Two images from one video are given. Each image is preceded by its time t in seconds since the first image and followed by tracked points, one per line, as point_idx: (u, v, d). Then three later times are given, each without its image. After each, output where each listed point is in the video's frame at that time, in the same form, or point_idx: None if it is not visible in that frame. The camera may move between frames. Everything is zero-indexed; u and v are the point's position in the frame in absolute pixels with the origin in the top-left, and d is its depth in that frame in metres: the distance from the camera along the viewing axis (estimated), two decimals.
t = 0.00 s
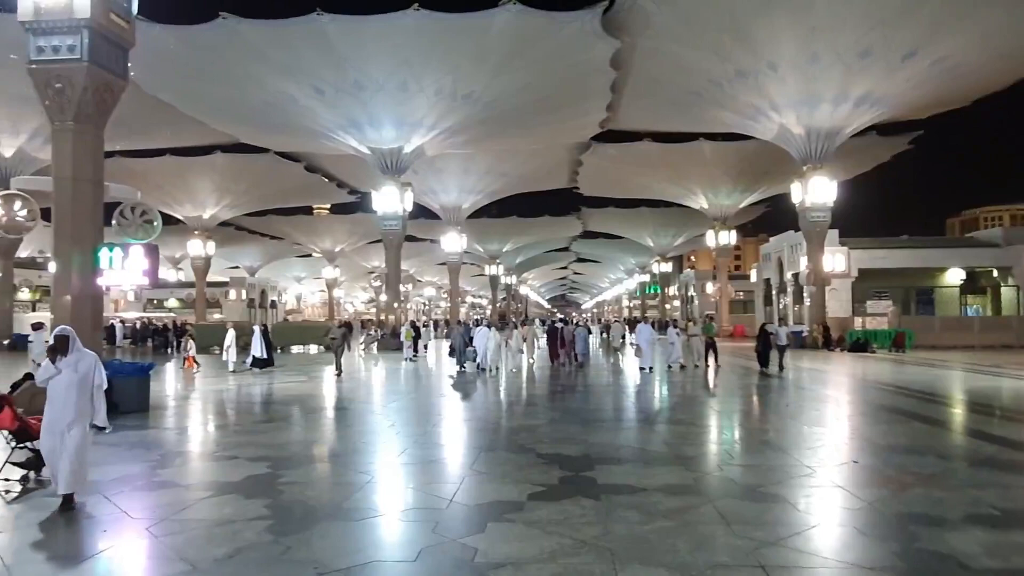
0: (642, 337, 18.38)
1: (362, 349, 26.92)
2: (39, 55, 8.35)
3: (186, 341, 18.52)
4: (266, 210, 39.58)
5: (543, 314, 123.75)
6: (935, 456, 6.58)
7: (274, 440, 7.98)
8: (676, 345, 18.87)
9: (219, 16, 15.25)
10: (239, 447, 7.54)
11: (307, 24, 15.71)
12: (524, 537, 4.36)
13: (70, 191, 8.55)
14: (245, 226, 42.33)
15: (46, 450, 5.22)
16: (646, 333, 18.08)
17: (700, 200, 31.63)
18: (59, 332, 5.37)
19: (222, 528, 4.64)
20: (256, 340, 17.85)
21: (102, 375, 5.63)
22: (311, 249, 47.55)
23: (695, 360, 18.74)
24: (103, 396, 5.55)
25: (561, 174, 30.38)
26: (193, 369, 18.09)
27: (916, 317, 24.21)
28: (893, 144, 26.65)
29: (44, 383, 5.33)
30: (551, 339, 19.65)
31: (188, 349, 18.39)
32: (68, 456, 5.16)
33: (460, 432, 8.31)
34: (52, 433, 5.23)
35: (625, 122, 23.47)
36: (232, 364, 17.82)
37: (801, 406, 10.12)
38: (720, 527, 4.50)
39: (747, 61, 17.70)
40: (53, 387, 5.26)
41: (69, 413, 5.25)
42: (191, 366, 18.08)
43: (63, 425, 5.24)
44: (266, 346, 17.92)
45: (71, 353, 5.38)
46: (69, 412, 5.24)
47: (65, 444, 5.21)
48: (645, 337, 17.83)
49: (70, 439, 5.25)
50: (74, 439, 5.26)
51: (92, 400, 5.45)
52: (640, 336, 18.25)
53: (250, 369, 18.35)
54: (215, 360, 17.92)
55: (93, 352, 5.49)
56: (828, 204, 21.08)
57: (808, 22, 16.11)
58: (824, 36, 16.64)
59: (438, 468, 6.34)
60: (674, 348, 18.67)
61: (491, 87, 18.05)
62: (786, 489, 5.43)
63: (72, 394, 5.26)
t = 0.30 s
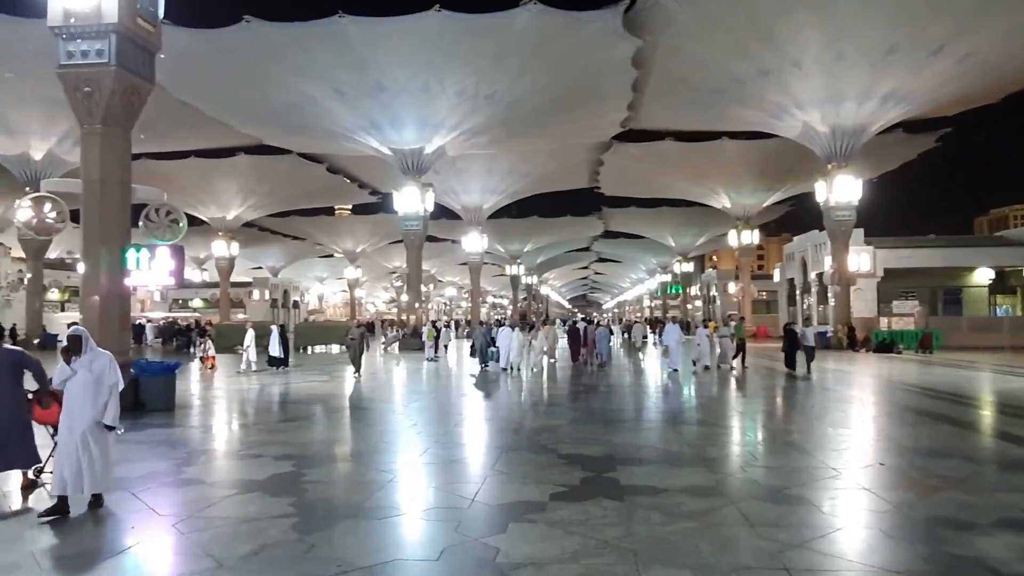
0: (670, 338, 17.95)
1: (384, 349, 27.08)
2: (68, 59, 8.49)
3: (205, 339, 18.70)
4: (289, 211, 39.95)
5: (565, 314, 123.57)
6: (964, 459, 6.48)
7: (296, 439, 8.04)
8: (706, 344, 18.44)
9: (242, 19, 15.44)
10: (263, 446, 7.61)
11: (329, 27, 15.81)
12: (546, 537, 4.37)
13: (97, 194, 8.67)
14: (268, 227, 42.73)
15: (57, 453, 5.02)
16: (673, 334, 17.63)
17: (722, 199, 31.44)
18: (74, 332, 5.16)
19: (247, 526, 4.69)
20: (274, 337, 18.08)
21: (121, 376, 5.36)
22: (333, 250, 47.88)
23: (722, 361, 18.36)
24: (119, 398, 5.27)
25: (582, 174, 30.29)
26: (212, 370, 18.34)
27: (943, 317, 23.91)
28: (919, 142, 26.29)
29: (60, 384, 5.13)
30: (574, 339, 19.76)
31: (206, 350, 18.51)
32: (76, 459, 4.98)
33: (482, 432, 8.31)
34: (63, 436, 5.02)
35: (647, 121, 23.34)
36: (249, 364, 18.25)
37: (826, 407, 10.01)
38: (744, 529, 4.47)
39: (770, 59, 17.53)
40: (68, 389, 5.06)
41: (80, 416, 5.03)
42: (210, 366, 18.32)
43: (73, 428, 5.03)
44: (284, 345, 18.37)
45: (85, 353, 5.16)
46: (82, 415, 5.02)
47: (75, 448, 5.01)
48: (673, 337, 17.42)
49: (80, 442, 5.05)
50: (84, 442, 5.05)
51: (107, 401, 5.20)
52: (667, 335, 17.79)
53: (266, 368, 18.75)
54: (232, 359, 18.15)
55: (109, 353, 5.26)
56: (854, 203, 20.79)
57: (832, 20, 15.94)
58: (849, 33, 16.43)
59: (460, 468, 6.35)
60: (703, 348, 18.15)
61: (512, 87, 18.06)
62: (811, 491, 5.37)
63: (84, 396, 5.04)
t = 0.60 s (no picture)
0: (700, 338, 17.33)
1: (405, 348, 27.21)
2: (94, 63, 8.63)
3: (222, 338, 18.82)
4: (310, 212, 40.26)
5: (585, 314, 123.38)
6: (992, 461, 6.38)
7: (318, 438, 8.11)
8: (733, 344, 18.34)
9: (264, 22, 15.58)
10: (286, 445, 7.67)
11: (349, 29, 15.89)
12: (567, 537, 4.36)
13: (124, 195, 8.86)
14: (290, 227, 43.09)
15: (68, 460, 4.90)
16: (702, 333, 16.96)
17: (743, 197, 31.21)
18: (78, 335, 5.05)
19: (270, 524, 4.73)
20: (290, 339, 18.25)
21: (126, 378, 5.33)
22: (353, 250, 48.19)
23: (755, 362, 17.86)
24: (127, 400, 5.27)
25: (602, 174, 30.20)
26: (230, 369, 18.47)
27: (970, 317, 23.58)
28: (945, 138, 25.93)
29: (65, 389, 5.02)
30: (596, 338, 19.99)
31: (223, 349, 18.60)
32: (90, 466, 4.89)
33: (502, 432, 8.33)
34: (73, 442, 4.91)
35: (667, 120, 23.22)
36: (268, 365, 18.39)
37: (850, 407, 9.91)
38: (766, 530, 4.43)
39: (792, 55, 17.36)
40: (75, 394, 4.96)
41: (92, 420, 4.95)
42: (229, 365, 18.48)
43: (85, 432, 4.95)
44: (301, 346, 18.36)
45: (91, 356, 5.08)
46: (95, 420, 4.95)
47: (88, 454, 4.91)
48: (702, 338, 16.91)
49: (93, 447, 4.97)
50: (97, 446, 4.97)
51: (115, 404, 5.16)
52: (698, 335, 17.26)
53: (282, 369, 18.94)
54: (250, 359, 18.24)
55: (112, 354, 5.18)
56: (878, 200, 20.53)
57: (855, 15, 15.76)
58: (873, 28, 16.24)
59: (480, 467, 6.36)
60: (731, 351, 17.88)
61: (531, 86, 18.06)
62: (835, 493, 5.32)
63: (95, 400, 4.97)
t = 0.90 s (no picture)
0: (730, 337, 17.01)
1: (426, 348, 27.31)
2: (121, 67, 8.74)
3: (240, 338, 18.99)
4: (331, 213, 40.56)
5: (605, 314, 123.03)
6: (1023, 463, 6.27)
7: (339, 437, 8.17)
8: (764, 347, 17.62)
9: (286, 25, 15.76)
10: (309, 444, 7.73)
11: (369, 30, 15.98)
12: (589, 536, 4.37)
13: (150, 197, 8.98)
14: (311, 228, 43.42)
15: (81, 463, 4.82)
16: (734, 333, 16.61)
17: (766, 196, 30.95)
18: (89, 334, 5.00)
19: (294, 522, 4.77)
20: (307, 339, 18.50)
21: (136, 380, 5.25)
22: (374, 250, 48.45)
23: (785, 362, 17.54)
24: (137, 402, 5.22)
25: (622, 173, 30.10)
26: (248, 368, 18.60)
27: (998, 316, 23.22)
28: (972, 135, 25.51)
29: (76, 388, 4.96)
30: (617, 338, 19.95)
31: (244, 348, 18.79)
32: (102, 468, 4.79)
33: (523, 432, 8.33)
34: (86, 444, 4.83)
35: (687, 118, 23.08)
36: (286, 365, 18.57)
37: (876, 408, 9.78)
38: (790, 532, 4.39)
39: (815, 52, 17.17)
40: (86, 395, 4.88)
41: (102, 422, 4.86)
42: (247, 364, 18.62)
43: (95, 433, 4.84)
44: (318, 346, 18.69)
45: (102, 357, 5.02)
46: (104, 420, 4.85)
47: (98, 456, 4.81)
48: (735, 339, 16.57)
49: (104, 449, 4.85)
50: (108, 450, 4.86)
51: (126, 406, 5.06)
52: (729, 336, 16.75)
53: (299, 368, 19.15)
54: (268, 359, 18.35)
55: (125, 355, 5.12)
56: (903, 198, 20.25)
57: (880, 11, 15.55)
58: (897, 24, 16.02)
59: (501, 467, 6.37)
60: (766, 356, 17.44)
61: (551, 86, 18.05)
62: (861, 494, 5.25)
63: (105, 401, 4.88)
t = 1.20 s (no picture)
0: (765, 337, 16.35)
1: (450, 347, 27.41)
2: (151, 71, 8.88)
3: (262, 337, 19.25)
4: (356, 213, 40.87)
5: (629, 314, 122.55)
6: None
7: (365, 436, 8.22)
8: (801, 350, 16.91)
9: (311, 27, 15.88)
10: (335, 442, 7.80)
11: (394, 31, 16.01)
12: (614, 536, 4.36)
13: (179, 199, 9.13)
14: (337, 229, 43.78)
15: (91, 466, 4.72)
16: (769, 334, 16.05)
17: (792, 194, 30.62)
18: (107, 336, 4.94)
19: (319, 520, 4.82)
20: (327, 340, 18.83)
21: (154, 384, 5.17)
22: (399, 250, 48.73)
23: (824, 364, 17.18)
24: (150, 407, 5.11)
25: (646, 172, 29.95)
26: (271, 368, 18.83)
27: None
28: (1005, 130, 25.02)
29: (91, 390, 4.88)
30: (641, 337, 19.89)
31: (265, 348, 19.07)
32: (112, 473, 4.69)
33: (546, 431, 8.34)
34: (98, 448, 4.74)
35: (712, 116, 22.88)
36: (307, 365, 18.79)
37: (905, 409, 9.65)
38: (818, 533, 4.35)
39: (842, 49, 16.94)
40: (100, 397, 4.80)
41: (114, 425, 4.74)
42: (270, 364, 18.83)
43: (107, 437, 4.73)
44: (337, 346, 19.05)
45: (119, 359, 4.94)
46: (117, 424, 4.74)
47: (110, 460, 4.72)
48: (769, 339, 16.06)
49: (115, 454, 4.75)
50: (119, 454, 4.75)
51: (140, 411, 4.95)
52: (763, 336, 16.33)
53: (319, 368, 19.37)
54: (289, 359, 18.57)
55: (142, 359, 5.03)
56: (933, 195, 19.91)
57: (909, 6, 15.30)
58: (927, 18, 15.75)
59: (525, 466, 6.38)
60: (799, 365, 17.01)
61: (574, 84, 18.01)
62: (891, 496, 5.18)
63: (118, 404, 4.77)
